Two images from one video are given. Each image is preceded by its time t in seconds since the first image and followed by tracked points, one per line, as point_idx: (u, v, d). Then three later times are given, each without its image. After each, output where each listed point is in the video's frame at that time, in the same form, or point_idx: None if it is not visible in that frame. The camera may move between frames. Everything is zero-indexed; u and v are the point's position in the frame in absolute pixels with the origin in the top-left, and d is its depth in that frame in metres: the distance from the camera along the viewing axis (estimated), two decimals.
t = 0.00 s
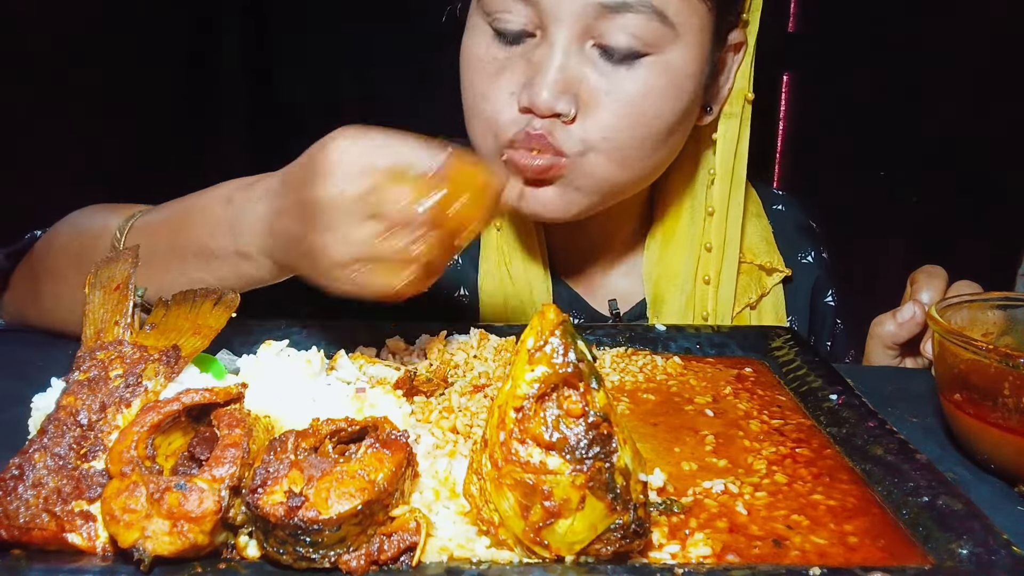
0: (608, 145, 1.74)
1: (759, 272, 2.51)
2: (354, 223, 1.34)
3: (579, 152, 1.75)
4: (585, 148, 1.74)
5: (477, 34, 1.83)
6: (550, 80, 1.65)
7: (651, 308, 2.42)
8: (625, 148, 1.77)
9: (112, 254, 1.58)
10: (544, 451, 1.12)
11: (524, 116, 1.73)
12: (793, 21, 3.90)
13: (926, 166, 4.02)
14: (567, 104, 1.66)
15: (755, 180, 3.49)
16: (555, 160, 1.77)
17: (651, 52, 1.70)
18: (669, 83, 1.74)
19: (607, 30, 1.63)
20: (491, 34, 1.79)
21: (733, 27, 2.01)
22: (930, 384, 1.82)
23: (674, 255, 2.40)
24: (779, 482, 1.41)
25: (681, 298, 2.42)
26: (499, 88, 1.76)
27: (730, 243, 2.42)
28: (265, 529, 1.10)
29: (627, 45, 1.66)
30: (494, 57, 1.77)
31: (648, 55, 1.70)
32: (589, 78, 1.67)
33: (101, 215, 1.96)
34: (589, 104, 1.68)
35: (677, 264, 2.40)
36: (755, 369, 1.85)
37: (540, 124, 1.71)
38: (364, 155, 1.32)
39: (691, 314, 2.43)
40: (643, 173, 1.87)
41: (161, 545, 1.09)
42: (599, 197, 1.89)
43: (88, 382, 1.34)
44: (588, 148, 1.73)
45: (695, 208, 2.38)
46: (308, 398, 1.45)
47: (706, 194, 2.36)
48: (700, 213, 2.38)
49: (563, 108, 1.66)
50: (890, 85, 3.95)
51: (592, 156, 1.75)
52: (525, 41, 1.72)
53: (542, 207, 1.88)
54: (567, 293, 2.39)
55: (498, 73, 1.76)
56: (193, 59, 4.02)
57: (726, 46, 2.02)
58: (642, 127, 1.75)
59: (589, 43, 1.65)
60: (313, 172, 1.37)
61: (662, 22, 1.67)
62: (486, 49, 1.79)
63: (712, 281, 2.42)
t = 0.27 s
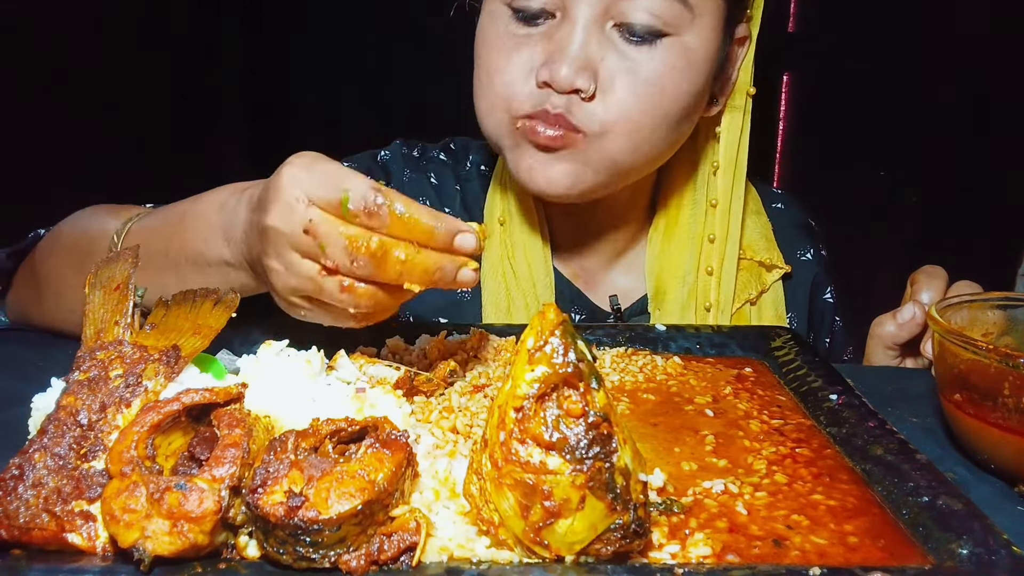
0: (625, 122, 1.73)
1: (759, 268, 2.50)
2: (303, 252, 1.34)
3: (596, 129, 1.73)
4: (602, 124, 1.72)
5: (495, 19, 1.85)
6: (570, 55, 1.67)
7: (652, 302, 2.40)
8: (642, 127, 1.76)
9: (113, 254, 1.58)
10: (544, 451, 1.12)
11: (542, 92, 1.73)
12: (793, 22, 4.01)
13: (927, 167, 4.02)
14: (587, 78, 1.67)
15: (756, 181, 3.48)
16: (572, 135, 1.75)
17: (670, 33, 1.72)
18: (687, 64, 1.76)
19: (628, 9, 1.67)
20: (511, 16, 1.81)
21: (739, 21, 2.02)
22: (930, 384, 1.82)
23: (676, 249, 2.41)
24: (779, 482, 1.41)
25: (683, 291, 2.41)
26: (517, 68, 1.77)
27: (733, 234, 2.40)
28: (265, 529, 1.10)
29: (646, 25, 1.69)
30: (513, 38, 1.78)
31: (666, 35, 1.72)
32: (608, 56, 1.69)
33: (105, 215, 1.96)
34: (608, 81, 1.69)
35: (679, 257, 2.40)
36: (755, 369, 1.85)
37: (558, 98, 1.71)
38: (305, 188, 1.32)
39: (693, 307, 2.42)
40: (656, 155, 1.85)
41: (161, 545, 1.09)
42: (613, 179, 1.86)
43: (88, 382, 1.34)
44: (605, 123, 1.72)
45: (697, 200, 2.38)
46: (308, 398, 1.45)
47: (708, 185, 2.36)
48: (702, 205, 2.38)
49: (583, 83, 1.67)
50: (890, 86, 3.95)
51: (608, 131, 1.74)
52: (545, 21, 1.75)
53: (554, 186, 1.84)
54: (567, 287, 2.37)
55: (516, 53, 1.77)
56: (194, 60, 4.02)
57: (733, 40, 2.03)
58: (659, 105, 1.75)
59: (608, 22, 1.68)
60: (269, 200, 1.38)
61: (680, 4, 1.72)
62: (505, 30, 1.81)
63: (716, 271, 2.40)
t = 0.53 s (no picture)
0: (605, 125, 1.72)
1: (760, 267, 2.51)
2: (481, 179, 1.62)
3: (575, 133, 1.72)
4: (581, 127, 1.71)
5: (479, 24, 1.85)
6: (547, 59, 1.65)
7: (652, 300, 2.40)
8: (622, 130, 1.75)
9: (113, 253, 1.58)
10: (544, 451, 1.12)
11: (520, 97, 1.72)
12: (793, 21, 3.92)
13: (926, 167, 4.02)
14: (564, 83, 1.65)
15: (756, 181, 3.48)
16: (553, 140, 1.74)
17: (647, 33, 1.72)
18: (664, 67, 1.75)
19: (605, 9, 1.65)
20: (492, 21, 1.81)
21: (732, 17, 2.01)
22: (930, 384, 1.82)
23: (677, 248, 2.40)
24: (779, 482, 1.41)
25: (682, 289, 2.40)
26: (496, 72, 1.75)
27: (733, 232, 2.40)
28: (265, 529, 1.10)
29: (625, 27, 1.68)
30: (494, 42, 1.77)
31: (643, 36, 1.72)
32: (587, 58, 1.67)
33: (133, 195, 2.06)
34: (586, 84, 1.68)
35: (680, 256, 2.40)
36: (755, 369, 1.84)
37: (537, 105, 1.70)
38: (465, 123, 1.61)
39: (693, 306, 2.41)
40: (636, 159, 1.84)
41: (161, 545, 1.09)
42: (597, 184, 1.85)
43: (88, 382, 1.34)
44: (584, 127, 1.71)
45: (697, 199, 2.38)
46: (308, 398, 1.45)
47: (708, 184, 2.36)
48: (702, 204, 2.38)
49: (560, 88, 1.65)
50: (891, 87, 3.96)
51: (589, 135, 1.73)
52: (525, 25, 1.74)
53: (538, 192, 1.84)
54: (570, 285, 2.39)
55: (496, 57, 1.76)
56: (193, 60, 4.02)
57: (727, 35, 2.03)
58: (637, 108, 1.74)
59: (586, 25, 1.67)
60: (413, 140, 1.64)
61: (657, 5, 1.71)
62: (487, 35, 1.80)
63: (715, 270, 2.40)
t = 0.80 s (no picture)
0: (598, 127, 1.73)
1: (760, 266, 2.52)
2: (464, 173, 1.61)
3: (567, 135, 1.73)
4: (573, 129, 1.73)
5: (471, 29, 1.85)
6: (536, 63, 1.65)
7: (653, 299, 2.39)
8: (614, 132, 1.76)
9: (113, 253, 1.58)
10: (544, 451, 1.12)
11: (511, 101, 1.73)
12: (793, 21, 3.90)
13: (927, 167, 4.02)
14: (553, 86, 1.66)
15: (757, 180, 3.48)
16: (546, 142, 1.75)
17: (635, 33, 1.71)
18: (654, 66, 1.75)
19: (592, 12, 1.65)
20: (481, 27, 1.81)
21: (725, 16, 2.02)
22: (930, 384, 1.82)
23: (676, 245, 2.39)
24: (779, 482, 1.41)
25: (682, 288, 2.40)
26: (488, 77, 1.76)
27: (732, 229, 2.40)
28: (265, 529, 1.10)
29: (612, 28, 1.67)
30: (485, 46, 1.78)
31: (632, 37, 1.71)
32: (576, 61, 1.67)
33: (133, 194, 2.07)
34: (576, 86, 1.68)
35: (679, 253, 2.39)
36: (755, 369, 1.84)
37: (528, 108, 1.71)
38: (443, 116, 1.60)
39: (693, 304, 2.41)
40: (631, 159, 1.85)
41: (161, 545, 1.09)
42: (591, 185, 1.87)
43: (88, 382, 1.34)
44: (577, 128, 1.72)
45: (696, 196, 2.38)
46: (308, 398, 1.45)
47: (708, 180, 2.36)
48: (701, 201, 2.38)
49: (549, 91, 1.66)
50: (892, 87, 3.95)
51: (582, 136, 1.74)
52: (515, 30, 1.74)
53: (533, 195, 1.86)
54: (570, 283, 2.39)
55: (487, 63, 1.77)
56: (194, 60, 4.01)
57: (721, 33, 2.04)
58: (627, 109, 1.74)
59: (574, 27, 1.67)
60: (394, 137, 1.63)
61: (643, 5, 1.70)
62: (478, 41, 1.81)
63: (715, 267, 2.41)
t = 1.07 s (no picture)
0: (634, 136, 1.76)
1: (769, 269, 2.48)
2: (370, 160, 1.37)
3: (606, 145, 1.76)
4: (610, 138, 1.75)
5: (500, 31, 1.84)
6: (573, 72, 1.67)
7: (663, 299, 2.41)
8: (650, 140, 1.78)
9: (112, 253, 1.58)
10: (544, 451, 1.12)
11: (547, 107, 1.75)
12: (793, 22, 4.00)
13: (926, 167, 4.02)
14: (590, 95, 1.68)
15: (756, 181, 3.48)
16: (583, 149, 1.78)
17: (672, 43, 1.71)
18: (689, 76, 1.75)
19: (629, 21, 1.64)
20: (514, 30, 1.81)
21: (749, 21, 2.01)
22: (930, 384, 1.82)
23: (686, 248, 2.41)
24: (779, 482, 1.41)
25: (694, 290, 2.41)
26: (524, 83, 1.78)
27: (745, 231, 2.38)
28: (265, 529, 1.10)
29: (648, 38, 1.67)
30: (519, 52, 1.79)
31: (669, 46, 1.71)
32: (612, 71, 1.68)
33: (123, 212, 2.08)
34: (612, 96, 1.70)
35: (689, 255, 2.41)
36: (755, 369, 1.84)
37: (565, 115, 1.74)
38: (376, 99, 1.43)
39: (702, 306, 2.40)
40: (665, 164, 1.87)
41: (161, 545, 1.09)
42: (625, 189, 1.89)
43: (88, 382, 1.34)
44: (613, 137, 1.74)
45: (708, 199, 2.37)
46: (308, 398, 1.45)
47: (719, 183, 2.35)
48: (713, 203, 2.37)
49: (586, 100, 1.68)
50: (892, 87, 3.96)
51: (619, 145, 1.76)
52: (548, 36, 1.74)
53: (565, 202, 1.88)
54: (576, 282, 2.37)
55: (522, 69, 1.78)
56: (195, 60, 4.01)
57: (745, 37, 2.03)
58: (662, 118, 1.76)
59: (610, 36, 1.66)
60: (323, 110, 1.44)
61: (681, 14, 1.68)
62: (510, 45, 1.81)
63: (726, 269, 2.38)
